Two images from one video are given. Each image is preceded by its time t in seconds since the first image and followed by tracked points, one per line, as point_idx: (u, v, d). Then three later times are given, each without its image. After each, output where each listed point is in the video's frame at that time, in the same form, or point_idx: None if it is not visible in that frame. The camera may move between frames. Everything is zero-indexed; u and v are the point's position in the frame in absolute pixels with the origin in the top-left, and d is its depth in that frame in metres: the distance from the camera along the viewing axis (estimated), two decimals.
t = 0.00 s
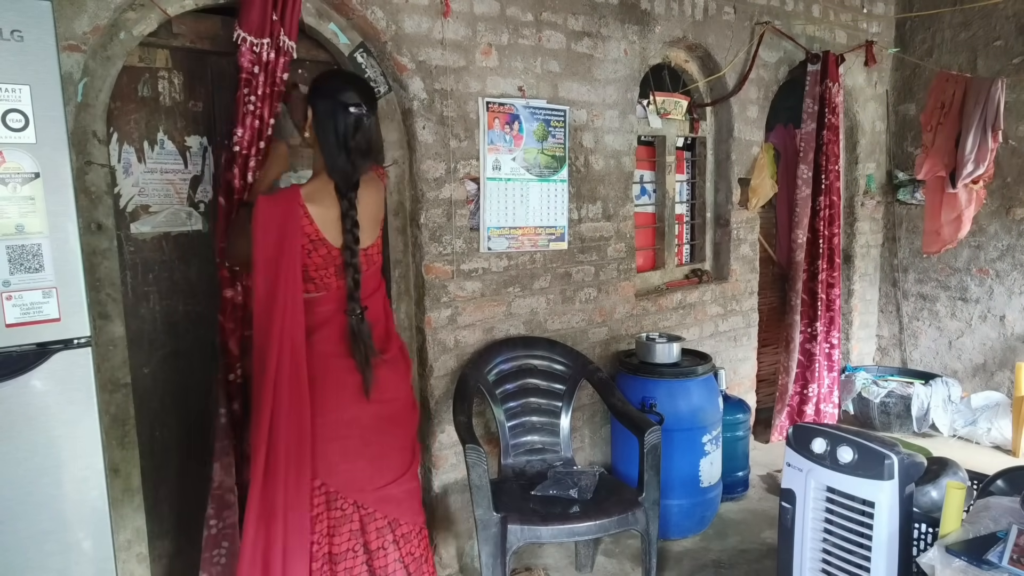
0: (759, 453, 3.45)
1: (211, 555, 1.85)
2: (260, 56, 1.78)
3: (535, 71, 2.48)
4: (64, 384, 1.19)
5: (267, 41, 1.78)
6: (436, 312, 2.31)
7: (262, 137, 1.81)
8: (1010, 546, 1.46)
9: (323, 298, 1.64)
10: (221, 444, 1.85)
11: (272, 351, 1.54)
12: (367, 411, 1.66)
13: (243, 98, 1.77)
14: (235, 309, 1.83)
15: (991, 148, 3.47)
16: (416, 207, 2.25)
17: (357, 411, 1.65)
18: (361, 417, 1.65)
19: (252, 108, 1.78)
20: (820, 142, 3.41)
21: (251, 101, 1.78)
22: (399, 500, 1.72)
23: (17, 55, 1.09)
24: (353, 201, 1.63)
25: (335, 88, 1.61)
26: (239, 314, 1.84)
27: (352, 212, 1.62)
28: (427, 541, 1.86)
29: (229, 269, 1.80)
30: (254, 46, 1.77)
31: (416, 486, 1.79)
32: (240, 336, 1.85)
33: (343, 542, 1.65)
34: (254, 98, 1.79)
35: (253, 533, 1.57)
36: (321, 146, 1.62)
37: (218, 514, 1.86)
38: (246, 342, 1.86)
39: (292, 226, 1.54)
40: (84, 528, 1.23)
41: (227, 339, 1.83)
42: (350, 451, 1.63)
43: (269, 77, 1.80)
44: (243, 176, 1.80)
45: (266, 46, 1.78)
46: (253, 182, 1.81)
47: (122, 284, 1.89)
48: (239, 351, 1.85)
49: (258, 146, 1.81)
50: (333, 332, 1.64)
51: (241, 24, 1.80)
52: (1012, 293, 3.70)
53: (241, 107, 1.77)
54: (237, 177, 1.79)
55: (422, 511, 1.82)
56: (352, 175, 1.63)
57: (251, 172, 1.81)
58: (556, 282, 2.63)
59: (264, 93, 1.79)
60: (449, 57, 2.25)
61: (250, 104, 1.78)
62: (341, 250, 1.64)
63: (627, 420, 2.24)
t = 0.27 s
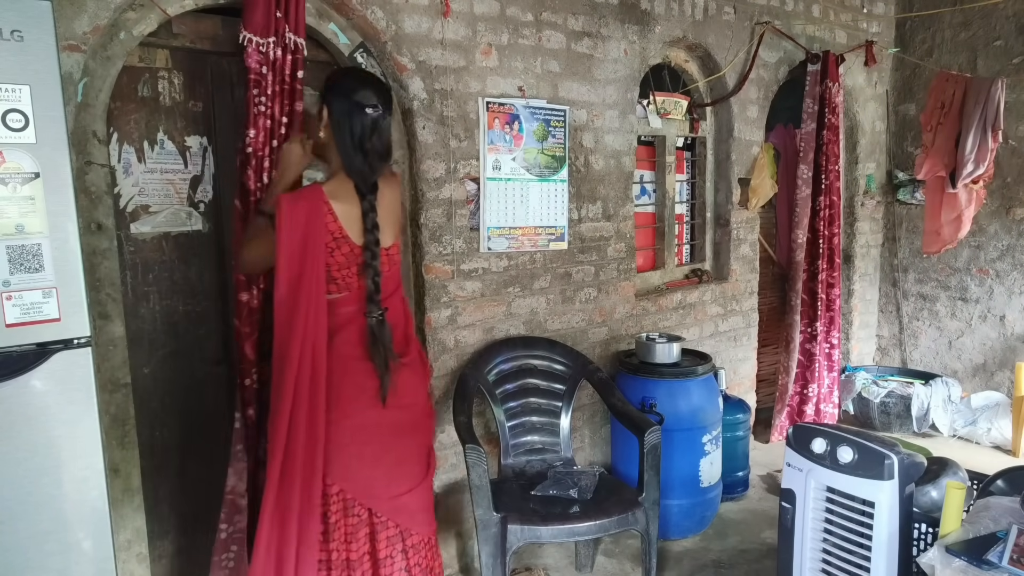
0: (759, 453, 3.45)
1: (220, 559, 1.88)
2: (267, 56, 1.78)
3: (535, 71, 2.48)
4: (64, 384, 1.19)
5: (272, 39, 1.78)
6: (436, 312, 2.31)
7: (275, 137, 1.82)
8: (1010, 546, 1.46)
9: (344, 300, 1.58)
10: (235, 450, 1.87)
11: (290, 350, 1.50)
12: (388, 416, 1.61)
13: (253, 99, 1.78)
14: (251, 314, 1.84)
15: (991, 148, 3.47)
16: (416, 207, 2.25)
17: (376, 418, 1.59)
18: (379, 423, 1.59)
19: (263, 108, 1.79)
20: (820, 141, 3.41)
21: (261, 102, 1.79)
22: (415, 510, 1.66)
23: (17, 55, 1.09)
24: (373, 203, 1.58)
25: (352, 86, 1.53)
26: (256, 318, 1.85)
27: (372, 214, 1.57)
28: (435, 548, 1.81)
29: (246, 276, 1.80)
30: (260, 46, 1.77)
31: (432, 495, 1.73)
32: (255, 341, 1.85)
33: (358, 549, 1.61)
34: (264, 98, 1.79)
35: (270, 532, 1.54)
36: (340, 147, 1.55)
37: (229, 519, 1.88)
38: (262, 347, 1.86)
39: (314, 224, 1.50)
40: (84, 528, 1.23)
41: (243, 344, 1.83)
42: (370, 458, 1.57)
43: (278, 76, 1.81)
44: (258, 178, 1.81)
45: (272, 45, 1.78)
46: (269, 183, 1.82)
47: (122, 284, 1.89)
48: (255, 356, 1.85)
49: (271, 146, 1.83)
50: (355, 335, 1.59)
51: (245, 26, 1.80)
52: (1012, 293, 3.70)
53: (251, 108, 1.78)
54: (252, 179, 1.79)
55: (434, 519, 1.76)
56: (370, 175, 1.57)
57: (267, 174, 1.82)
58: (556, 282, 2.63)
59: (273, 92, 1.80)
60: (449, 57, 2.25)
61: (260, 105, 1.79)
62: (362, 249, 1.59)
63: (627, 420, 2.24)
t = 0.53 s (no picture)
0: (759, 453, 3.45)
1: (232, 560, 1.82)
2: (270, 56, 1.78)
3: (535, 71, 2.48)
4: (64, 384, 1.19)
5: (275, 40, 1.78)
6: (435, 312, 2.31)
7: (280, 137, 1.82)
8: (1010, 546, 1.46)
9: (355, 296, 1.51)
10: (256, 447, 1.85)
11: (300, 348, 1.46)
12: (401, 419, 1.53)
13: (258, 100, 1.78)
14: (265, 313, 1.83)
15: (991, 148, 3.47)
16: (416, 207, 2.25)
17: (389, 419, 1.51)
18: (392, 423, 1.52)
19: (269, 109, 1.80)
20: (820, 141, 3.41)
21: (267, 102, 1.79)
22: (432, 515, 1.58)
23: (17, 55, 1.09)
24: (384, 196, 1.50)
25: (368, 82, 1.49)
26: (271, 318, 1.84)
27: (382, 206, 1.49)
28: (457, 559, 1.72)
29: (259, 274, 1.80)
30: (264, 47, 1.77)
31: (452, 499, 1.65)
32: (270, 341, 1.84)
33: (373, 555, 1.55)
34: (269, 99, 1.80)
35: (286, 525, 1.53)
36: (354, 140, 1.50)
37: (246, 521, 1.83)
38: (278, 345, 1.86)
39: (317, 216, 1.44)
40: (84, 528, 1.23)
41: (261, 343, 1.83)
42: (382, 461, 1.51)
43: (282, 75, 1.81)
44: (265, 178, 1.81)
45: (275, 45, 1.78)
46: (277, 183, 1.83)
47: (122, 284, 1.89)
48: (271, 355, 1.85)
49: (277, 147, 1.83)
50: (366, 333, 1.51)
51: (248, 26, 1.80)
52: (1012, 293, 3.70)
53: (256, 109, 1.78)
54: (259, 180, 1.80)
55: (454, 528, 1.67)
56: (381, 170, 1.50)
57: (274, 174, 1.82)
58: (556, 282, 2.63)
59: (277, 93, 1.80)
60: (449, 57, 2.25)
61: (265, 106, 1.79)
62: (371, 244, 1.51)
63: (627, 420, 2.24)
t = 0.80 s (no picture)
0: (759, 453, 3.45)
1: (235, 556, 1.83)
2: (269, 56, 1.78)
3: (535, 71, 2.48)
4: (64, 384, 1.19)
5: (274, 39, 1.78)
6: (435, 312, 2.31)
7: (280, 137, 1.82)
8: (1010, 546, 1.46)
9: (345, 296, 1.32)
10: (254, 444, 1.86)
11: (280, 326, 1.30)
12: (393, 430, 1.33)
13: (258, 100, 1.78)
14: (264, 311, 1.84)
15: (991, 148, 3.47)
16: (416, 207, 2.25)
17: (371, 413, 1.31)
18: (374, 420, 1.32)
19: (269, 108, 1.79)
20: (820, 141, 3.41)
21: (267, 102, 1.79)
22: (415, 530, 1.34)
23: (17, 55, 1.09)
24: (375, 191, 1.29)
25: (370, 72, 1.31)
26: (269, 315, 1.85)
27: (373, 202, 1.28)
28: None
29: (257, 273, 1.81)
30: (263, 46, 1.77)
31: (444, 518, 1.39)
32: (268, 339, 1.85)
33: None
34: (268, 98, 1.79)
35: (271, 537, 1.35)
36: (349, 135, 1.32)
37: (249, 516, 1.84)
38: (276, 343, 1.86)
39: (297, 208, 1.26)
40: (84, 528, 1.23)
41: (256, 341, 1.83)
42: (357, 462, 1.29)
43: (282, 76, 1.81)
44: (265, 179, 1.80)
45: (274, 44, 1.78)
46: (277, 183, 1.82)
47: (122, 284, 1.89)
48: (269, 353, 1.86)
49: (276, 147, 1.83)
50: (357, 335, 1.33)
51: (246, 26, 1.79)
52: (1012, 293, 3.71)
53: (256, 108, 1.78)
54: (260, 179, 1.79)
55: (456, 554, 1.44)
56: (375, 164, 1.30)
57: (273, 174, 1.82)
58: (556, 282, 2.63)
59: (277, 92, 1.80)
60: (449, 56, 2.25)
61: (265, 105, 1.79)
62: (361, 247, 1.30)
63: (627, 420, 2.25)
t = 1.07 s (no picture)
0: (759, 453, 3.45)
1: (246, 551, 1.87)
2: (270, 55, 1.78)
3: (535, 71, 2.48)
4: (64, 384, 1.19)
5: (275, 38, 1.78)
6: (435, 312, 2.31)
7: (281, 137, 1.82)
8: (1010, 546, 1.46)
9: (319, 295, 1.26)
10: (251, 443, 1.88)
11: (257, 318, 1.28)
12: (363, 436, 1.27)
13: (259, 100, 1.78)
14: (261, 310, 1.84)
15: (991, 148, 3.47)
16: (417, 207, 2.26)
17: (336, 414, 1.26)
18: (342, 424, 1.27)
19: (269, 108, 1.80)
20: (820, 141, 3.41)
21: (267, 101, 1.79)
22: (380, 539, 1.30)
23: (17, 55, 1.09)
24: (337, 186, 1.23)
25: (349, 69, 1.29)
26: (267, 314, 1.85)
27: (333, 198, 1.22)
28: None
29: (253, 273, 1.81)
30: (264, 45, 1.77)
31: (412, 528, 1.33)
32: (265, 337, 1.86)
33: None
34: (268, 97, 1.80)
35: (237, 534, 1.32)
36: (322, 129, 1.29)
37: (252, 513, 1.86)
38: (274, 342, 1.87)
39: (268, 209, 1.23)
40: (84, 528, 1.23)
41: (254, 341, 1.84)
42: (321, 467, 1.24)
43: (282, 75, 1.81)
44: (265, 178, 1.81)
45: (275, 43, 1.78)
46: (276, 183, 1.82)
47: (122, 284, 1.89)
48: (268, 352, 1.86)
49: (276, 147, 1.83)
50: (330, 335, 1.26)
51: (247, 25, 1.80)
52: (1012, 293, 3.71)
53: (257, 108, 1.78)
54: (259, 179, 1.80)
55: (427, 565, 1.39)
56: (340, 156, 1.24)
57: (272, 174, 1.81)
58: (556, 282, 2.63)
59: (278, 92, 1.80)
60: (449, 56, 2.25)
61: (265, 105, 1.79)
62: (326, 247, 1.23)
63: (627, 420, 2.25)
